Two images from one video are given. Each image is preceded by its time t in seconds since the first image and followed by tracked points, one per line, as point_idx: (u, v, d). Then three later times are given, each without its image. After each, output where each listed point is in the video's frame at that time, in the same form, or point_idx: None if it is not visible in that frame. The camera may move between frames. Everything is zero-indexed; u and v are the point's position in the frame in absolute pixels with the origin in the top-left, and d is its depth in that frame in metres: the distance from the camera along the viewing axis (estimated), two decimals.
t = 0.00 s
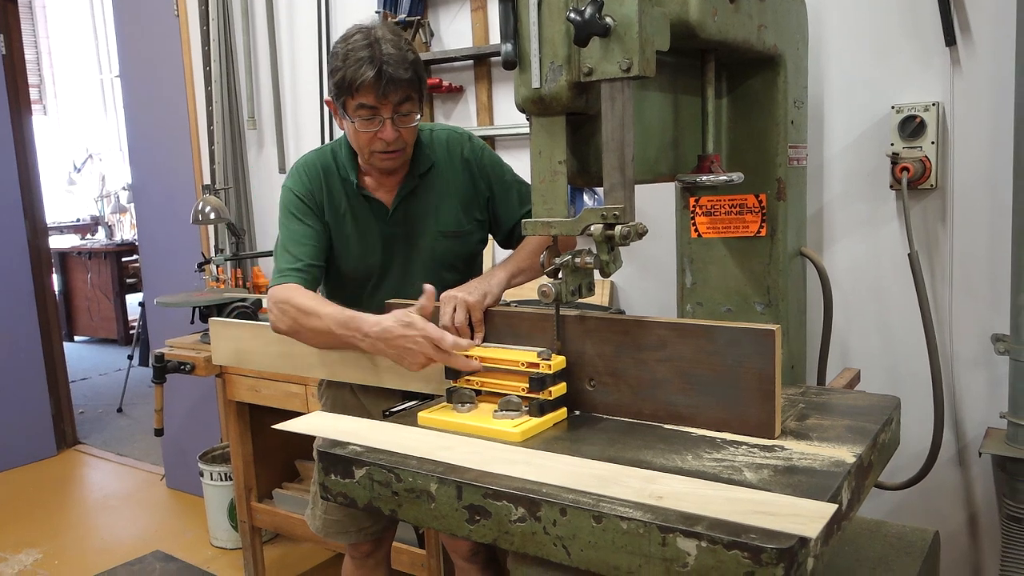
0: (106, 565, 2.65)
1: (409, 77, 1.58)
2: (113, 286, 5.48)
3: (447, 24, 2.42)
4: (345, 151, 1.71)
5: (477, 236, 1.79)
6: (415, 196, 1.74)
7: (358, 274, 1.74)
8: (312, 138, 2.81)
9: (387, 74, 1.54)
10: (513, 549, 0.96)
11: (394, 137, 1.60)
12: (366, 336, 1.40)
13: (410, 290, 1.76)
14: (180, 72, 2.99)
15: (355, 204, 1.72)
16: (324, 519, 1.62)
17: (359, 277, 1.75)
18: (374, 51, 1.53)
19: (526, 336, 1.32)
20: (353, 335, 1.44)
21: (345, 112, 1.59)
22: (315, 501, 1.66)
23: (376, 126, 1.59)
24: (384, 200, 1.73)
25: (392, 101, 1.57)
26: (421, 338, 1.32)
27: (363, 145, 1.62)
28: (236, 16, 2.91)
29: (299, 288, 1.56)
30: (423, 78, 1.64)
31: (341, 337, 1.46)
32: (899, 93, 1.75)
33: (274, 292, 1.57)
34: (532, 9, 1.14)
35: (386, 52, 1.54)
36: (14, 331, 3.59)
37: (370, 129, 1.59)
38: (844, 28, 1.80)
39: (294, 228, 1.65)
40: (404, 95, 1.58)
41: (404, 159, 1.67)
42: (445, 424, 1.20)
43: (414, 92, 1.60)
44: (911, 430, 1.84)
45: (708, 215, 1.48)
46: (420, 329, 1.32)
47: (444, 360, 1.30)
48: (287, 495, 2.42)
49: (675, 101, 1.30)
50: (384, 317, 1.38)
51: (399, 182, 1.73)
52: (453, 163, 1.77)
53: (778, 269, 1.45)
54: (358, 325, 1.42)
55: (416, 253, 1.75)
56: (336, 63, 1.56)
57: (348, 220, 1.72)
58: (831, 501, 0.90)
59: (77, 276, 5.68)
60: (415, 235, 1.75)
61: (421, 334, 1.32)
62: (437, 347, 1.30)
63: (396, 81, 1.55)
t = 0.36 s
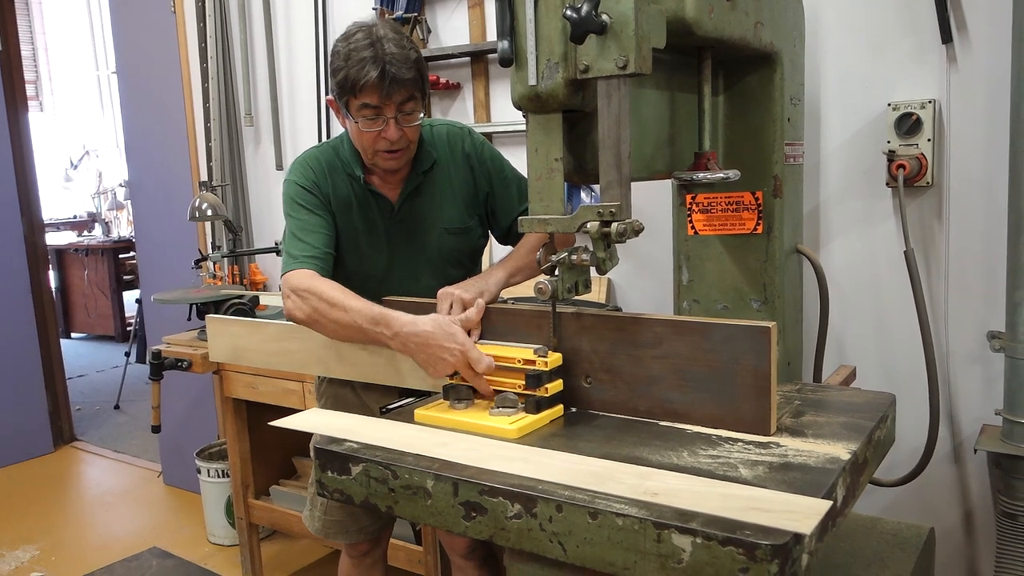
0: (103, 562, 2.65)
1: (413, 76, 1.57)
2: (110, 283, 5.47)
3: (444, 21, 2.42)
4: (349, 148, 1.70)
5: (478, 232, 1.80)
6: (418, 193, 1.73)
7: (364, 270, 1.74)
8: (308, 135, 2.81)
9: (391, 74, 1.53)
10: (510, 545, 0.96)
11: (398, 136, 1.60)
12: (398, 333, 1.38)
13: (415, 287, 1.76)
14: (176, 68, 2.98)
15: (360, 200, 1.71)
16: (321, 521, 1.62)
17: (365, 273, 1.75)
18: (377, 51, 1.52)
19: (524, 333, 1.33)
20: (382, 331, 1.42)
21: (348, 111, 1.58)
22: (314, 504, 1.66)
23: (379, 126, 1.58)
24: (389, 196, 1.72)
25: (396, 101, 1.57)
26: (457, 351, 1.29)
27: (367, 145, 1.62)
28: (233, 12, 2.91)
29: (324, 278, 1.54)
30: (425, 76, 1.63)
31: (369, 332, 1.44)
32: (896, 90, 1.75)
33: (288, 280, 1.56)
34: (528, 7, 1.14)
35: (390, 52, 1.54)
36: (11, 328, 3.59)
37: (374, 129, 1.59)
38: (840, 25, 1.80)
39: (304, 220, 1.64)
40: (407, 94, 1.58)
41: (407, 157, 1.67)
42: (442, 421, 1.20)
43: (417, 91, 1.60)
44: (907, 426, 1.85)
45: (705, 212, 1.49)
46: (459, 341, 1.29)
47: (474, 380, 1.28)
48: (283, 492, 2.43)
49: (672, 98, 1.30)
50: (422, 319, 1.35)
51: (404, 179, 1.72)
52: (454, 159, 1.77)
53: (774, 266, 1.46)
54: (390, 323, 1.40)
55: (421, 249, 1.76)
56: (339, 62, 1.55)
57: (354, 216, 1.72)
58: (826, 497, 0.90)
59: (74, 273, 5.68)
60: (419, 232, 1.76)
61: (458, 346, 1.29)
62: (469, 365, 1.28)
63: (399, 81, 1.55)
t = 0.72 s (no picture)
0: (102, 560, 2.65)
1: (407, 49, 1.59)
2: (108, 281, 5.46)
3: (444, 20, 2.42)
4: (351, 140, 1.71)
5: (476, 230, 1.80)
6: (417, 188, 1.73)
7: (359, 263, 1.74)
8: (308, 133, 2.81)
9: (385, 42, 1.56)
10: (510, 544, 0.97)
11: (391, 110, 1.60)
12: (396, 288, 1.38)
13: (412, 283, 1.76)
14: (176, 66, 2.98)
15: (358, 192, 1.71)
16: (320, 520, 1.62)
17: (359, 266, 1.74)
18: (372, 23, 1.56)
19: (524, 332, 1.33)
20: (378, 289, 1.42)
21: (344, 86, 1.61)
22: (312, 502, 1.66)
23: (373, 98, 1.60)
24: (388, 189, 1.73)
25: (390, 73, 1.58)
26: (455, 297, 1.30)
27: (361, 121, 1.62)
28: (232, 10, 2.91)
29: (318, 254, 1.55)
30: (424, 56, 1.65)
31: (365, 293, 1.43)
32: (896, 89, 1.75)
33: (283, 263, 1.55)
34: (529, 5, 1.14)
35: (385, 24, 1.57)
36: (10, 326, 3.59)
37: (368, 102, 1.60)
38: (840, 23, 1.80)
39: (301, 208, 1.63)
40: (402, 68, 1.60)
41: (403, 140, 1.66)
42: (442, 419, 1.20)
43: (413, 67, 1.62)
44: (905, 425, 1.85)
45: (705, 211, 1.49)
46: (457, 286, 1.30)
47: (470, 328, 1.29)
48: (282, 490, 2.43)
49: (672, 97, 1.30)
50: (418, 270, 1.36)
51: (401, 170, 1.73)
52: (455, 157, 1.77)
53: (774, 266, 1.46)
54: (386, 279, 1.40)
55: (418, 245, 1.75)
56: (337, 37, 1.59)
57: (352, 208, 1.72)
58: (826, 496, 0.90)
59: (72, 270, 5.67)
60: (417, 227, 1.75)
61: (457, 292, 1.30)
62: (467, 313, 1.29)
63: (392, 51, 1.57)
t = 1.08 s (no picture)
0: (101, 557, 2.65)
1: (406, 28, 1.63)
2: (107, 278, 5.46)
3: (445, 18, 2.41)
4: (351, 139, 1.71)
5: (477, 228, 1.80)
6: (417, 186, 1.73)
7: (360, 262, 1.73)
8: (308, 131, 2.80)
9: (382, 21, 1.60)
10: (511, 543, 0.96)
11: (387, 87, 1.62)
12: (394, 292, 1.38)
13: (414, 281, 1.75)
14: (176, 63, 2.97)
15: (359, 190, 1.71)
16: (320, 518, 1.62)
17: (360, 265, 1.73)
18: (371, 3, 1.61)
19: (525, 330, 1.32)
20: (376, 294, 1.42)
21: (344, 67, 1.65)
22: (312, 501, 1.66)
23: (371, 75, 1.63)
24: (389, 185, 1.73)
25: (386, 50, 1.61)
26: (452, 301, 1.30)
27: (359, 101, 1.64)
28: (233, 7, 2.90)
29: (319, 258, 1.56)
30: (424, 40, 1.69)
31: (363, 298, 1.44)
32: (898, 89, 1.75)
33: (284, 266, 1.55)
34: (531, 3, 1.13)
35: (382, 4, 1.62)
36: (9, 323, 3.59)
37: (366, 79, 1.62)
38: (842, 22, 1.79)
39: (301, 209, 1.63)
40: (399, 46, 1.63)
41: (401, 121, 1.66)
42: (443, 418, 1.20)
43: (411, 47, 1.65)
44: (906, 426, 1.85)
45: (706, 210, 1.49)
46: (454, 290, 1.31)
47: (470, 330, 1.29)
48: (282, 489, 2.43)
49: (674, 95, 1.30)
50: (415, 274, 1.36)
51: (402, 165, 1.74)
52: (456, 154, 1.77)
53: (775, 265, 1.45)
54: (384, 283, 1.40)
55: (419, 243, 1.74)
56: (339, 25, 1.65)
57: (352, 206, 1.71)
58: (828, 496, 0.90)
59: (72, 268, 5.67)
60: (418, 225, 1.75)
61: (454, 296, 1.30)
62: (465, 315, 1.29)
63: (390, 27, 1.61)
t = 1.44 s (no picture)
0: (100, 557, 2.65)
1: (426, 59, 1.58)
2: (107, 277, 5.46)
3: (445, 17, 2.41)
4: (347, 142, 1.71)
5: (477, 228, 1.80)
6: (416, 187, 1.73)
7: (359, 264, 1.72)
8: (308, 130, 2.80)
9: (404, 53, 1.54)
10: (510, 543, 0.96)
11: (406, 117, 1.60)
12: (375, 318, 1.41)
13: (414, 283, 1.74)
14: (176, 62, 2.97)
15: (357, 192, 1.70)
16: (319, 518, 1.62)
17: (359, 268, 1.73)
18: (391, 31, 1.54)
19: (525, 330, 1.32)
20: (360, 319, 1.45)
21: (358, 91, 1.58)
22: (311, 501, 1.66)
23: (389, 105, 1.58)
24: (387, 187, 1.71)
25: (408, 81, 1.57)
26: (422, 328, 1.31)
27: (374, 125, 1.61)
28: (233, 6, 2.90)
29: (308, 275, 1.56)
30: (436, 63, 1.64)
31: (348, 321, 1.46)
32: (898, 89, 1.75)
33: (278, 281, 1.56)
34: (531, 2, 1.13)
35: (404, 32, 1.54)
36: (9, 322, 3.58)
37: (384, 108, 1.58)
38: (842, 22, 1.79)
39: (298, 216, 1.63)
40: (419, 77, 1.58)
41: (411, 141, 1.66)
42: (443, 418, 1.19)
43: (428, 75, 1.60)
44: (906, 426, 1.85)
45: (705, 210, 1.48)
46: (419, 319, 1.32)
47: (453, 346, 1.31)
48: (281, 488, 2.43)
49: (674, 95, 1.29)
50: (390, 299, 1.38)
51: (401, 169, 1.72)
52: (454, 154, 1.77)
53: (775, 265, 1.45)
54: (364, 310, 1.42)
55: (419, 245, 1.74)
56: (351, 41, 1.55)
57: (350, 209, 1.70)
58: (828, 497, 0.90)
59: (72, 267, 5.67)
60: (418, 226, 1.74)
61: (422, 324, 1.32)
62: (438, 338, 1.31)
63: (413, 61, 1.55)
